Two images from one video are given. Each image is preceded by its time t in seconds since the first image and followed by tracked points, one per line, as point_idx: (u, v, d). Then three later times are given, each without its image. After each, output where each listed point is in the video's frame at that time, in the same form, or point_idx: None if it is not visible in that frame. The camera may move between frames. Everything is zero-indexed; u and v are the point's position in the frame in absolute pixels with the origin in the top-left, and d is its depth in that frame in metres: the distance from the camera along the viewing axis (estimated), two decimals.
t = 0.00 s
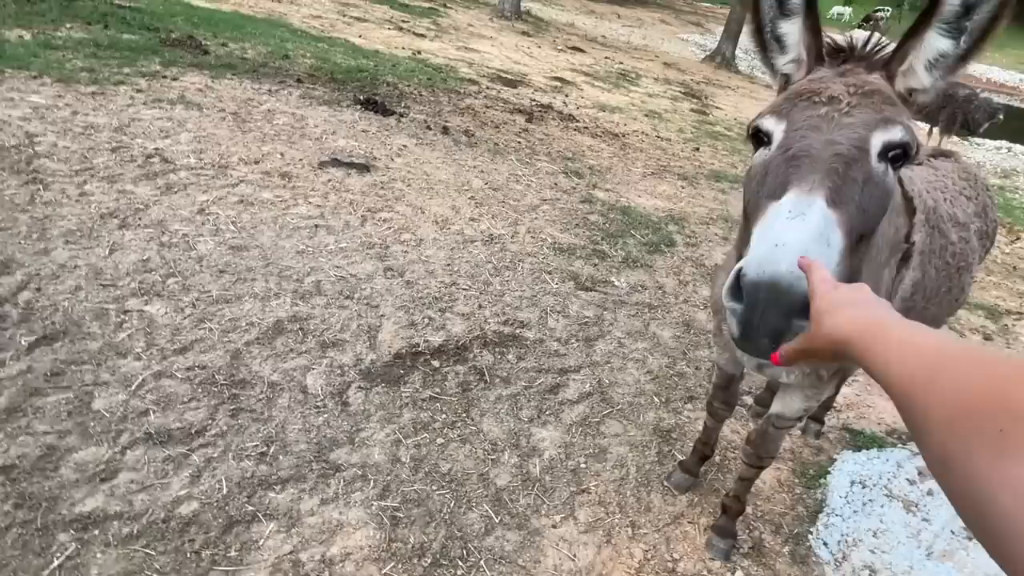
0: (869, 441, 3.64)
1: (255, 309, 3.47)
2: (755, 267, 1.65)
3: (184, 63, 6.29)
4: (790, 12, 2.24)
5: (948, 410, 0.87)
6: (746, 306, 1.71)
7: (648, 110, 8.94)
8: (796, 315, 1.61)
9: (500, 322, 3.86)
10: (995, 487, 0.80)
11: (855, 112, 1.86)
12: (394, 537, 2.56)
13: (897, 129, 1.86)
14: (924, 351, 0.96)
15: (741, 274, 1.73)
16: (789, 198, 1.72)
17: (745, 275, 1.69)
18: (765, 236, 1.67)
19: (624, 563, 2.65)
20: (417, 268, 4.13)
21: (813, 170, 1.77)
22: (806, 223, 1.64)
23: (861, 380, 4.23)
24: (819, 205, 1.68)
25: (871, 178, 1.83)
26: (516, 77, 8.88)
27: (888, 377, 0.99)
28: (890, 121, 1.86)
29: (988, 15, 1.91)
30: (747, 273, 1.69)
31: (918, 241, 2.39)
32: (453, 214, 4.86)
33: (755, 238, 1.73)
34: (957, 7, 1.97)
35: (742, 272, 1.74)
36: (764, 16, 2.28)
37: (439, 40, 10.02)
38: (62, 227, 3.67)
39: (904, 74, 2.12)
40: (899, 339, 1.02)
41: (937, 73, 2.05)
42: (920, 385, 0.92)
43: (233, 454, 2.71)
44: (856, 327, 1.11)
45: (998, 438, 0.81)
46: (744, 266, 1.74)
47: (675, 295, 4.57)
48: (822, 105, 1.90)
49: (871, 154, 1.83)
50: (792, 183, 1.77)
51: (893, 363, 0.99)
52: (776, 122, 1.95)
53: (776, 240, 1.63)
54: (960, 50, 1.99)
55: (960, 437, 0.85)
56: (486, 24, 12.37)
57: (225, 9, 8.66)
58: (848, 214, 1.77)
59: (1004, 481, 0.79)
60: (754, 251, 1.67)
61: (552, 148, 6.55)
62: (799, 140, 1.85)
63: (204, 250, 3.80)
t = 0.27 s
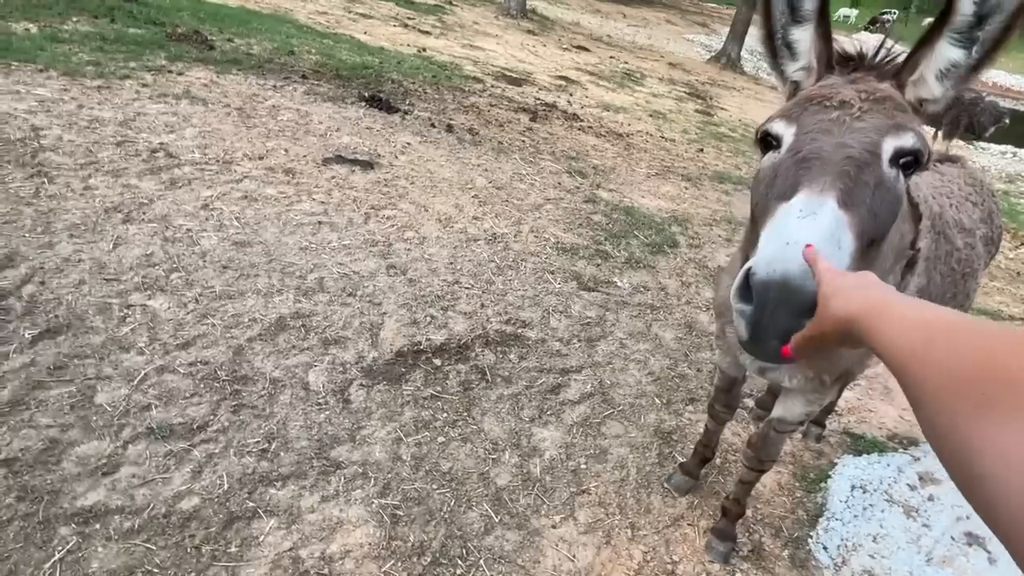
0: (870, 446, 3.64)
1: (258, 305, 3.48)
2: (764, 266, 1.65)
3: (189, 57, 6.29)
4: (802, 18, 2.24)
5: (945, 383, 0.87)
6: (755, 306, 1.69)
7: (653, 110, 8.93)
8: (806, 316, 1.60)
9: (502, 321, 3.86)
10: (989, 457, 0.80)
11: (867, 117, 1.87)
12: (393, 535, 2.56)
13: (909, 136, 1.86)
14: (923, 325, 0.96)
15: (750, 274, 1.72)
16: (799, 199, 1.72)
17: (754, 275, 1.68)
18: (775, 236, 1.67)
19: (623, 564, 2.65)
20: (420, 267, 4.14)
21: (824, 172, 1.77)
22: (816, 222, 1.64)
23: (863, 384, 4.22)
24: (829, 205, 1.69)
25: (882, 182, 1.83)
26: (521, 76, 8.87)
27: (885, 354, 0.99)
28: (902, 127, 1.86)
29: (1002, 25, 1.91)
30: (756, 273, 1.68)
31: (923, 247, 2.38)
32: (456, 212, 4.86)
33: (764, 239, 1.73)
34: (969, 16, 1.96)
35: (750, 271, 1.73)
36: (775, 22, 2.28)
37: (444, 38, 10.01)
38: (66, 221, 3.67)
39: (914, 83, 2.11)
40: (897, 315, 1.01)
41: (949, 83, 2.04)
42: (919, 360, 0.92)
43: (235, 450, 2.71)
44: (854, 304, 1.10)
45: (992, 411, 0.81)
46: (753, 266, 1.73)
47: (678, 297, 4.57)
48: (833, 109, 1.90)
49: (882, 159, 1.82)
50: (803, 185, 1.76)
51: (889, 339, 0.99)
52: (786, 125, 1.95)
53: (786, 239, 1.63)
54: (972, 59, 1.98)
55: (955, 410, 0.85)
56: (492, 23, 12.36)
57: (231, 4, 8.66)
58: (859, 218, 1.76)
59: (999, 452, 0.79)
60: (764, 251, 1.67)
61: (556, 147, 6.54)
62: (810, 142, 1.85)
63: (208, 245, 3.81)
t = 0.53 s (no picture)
0: (871, 450, 3.63)
1: (261, 302, 3.48)
2: (764, 278, 1.61)
3: (195, 54, 6.30)
4: (805, 24, 2.25)
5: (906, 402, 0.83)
6: (752, 319, 1.65)
7: (657, 111, 8.92)
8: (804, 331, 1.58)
9: (504, 321, 3.86)
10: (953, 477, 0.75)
11: (871, 126, 1.86)
12: (394, 533, 2.56)
13: (913, 145, 1.84)
14: (891, 348, 0.93)
15: (749, 286, 1.68)
16: (799, 211, 1.72)
17: (753, 287, 1.65)
18: (775, 249, 1.65)
19: (623, 566, 2.65)
20: (423, 265, 4.14)
21: (825, 184, 1.77)
22: (817, 238, 1.63)
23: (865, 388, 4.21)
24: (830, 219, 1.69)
25: (885, 192, 1.83)
26: (526, 76, 8.86)
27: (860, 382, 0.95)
28: (906, 136, 1.85)
29: (1010, 32, 1.91)
30: (755, 285, 1.64)
31: (928, 253, 2.38)
32: (460, 211, 4.86)
33: (763, 252, 1.70)
34: (978, 22, 1.96)
35: (749, 283, 1.70)
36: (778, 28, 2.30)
37: (449, 36, 10.00)
38: (70, 216, 3.68)
39: (921, 88, 2.11)
40: (868, 340, 0.98)
41: (955, 88, 2.04)
42: (884, 382, 0.88)
43: (236, 447, 2.71)
44: (831, 334, 1.08)
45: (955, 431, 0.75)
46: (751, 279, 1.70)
47: (680, 298, 4.56)
48: (837, 118, 1.89)
49: (885, 169, 1.82)
50: (804, 197, 1.77)
51: (861, 365, 0.95)
52: (789, 133, 1.95)
53: (787, 253, 1.61)
54: (979, 65, 1.97)
55: (916, 429, 0.80)
56: (497, 22, 12.35)
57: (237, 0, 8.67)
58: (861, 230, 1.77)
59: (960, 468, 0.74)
60: (763, 264, 1.64)
61: (560, 147, 6.54)
62: (813, 152, 1.84)
63: (212, 242, 3.81)
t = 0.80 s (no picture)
0: (870, 452, 3.63)
1: (260, 299, 3.48)
2: (764, 284, 1.63)
3: (197, 51, 6.30)
4: (815, 16, 2.24)
5: (915, 396, 0.82)
6: (754, 323, 1.68)
7: (658, 112, 8.91)
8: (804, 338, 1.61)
9: (503, 320, 3.86)
10: (957, 469, 0.74)
11: (875, 126, 1.84)
12: (391, 532, 2.56)
13: (918, 145, 1.83)
14: (901, 345, 0.92)
15: (750, 290, 1.70)
16: (801, 216, 1.73)
17: (754, 292, 1.67)
18: (776, 255, 1.66)
19: (620, 566, 2.65)
20: (423, 264, 4.13)
21: (828, 187, 1.77)
22: (818, 244, 1.64)
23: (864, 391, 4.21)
24: (830, 224, 1.69)
25: (888, 194, 1.83)
26: (528, 75, 8.86)
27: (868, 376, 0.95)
28: (912, 135, 1.83)
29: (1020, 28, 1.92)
30: (755, 290, 1.66)
31: (930, 255, 2.38)
32: (460, 210, 4.86)
33: (764, 257, 1.72)
34: (989, 17, 1.96)
35: (750, 287, 1.72)
36: (788, 19, 2.28)
37: (451, 35, 9.99)
38: (71, 211, 3.68)
39: (929, 82, 2.10)
40: (879, 338, 0.98)
41: (963, 84, 2.04)
42: (894, 378, 0.88)
43: (234, 444, 2.72)
44: (843, 332, 1.08)
45: (956, 424, 0.75)
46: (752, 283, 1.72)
47: (680, 299, 4.56)
48: (843, 116, 1.88)
49: (889, 170, 1.82)
50: (807, 200, 1.77)
51: (870, 360, 0.96)
52: (795, 132, 1.94)
53: (788, 260, 1.62)
54: (989, 61, 1.98)
55: (922, 423, 0.80)
56: (499, 21, 12.35)
57: None
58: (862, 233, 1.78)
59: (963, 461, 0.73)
60: (764, 270, 1.66)
61: (561, 147, 6.54)
62: (817, 154, 1.84)
63: (212, 239, 3.81)
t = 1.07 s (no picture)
0: (866, 454, 3.64)
1: (258, 299, 3.47)
2: (765, 286, 1.63)
3: (195, 49, 6.29)
4: (814, 17, 2.24)
5: (905, 414, 0.86)
6: (753, 325, 1.68)
7: (656, 113, 8.92)
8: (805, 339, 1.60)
9: (501, 321, 3.86)
10: (948, 487, 0.77)
11: (875, 127, 1.85)
12: (388, 532, 2.56)
13: (916, 147, 1.84)
14: (892, 362, 0.95)
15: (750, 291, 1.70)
16: (801, 216, 1.73)
17: (754, 293, 1.66)
18: (776, 256, 1.66)
19: (617, 567, 2.65)
20: (421, 264, 4.13)
21: (828, 188, 1.77)
22: (818, 245, 1.64)
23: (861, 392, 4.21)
24: (830, 225, 1.69)
25: (886, 195, 1.83)
26: (527, 76, 8.86)
27: (858, 392, 0.99)
28: (911, 137, 1.84)
29: (1018, 31, 1.91)
30: (755, 292, 1.66)
31: (927, 258, 2.39)
32: (458, 210, 4.86)
33: (764, 258, 1.72)
34: (987, 20, 1.95)
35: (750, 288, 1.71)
36: (787, 21, 2.29)
37: (450, 35, 9.99)
38: (68, 210, 3.67)
39: (927, 85, 2.12)
40: (867, 353, 1.01)
41: (962, 87, 2.06)
42: (883, 396, 0.91)
43: (231, 444, 2.71)
44: (832, 347, 1.11)
45: (947, 443, 0.79)
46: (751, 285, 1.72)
47: (677, 300, 4.56)
48: (842, 118, 1.88)
49: (888, 172, 1.82)
50: (806, 200, 1.77)
51: (860, 376, 0.99)
52: (794, 133, 1.94)
53: (788, 261, 1.62)
54: (987, 64, 1.99)
55: (913, 440, 0.83)
56: (498, 21, 12.35)
57: None
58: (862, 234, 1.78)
59: (957, 480, 0.77)
60: (765, 271, 1.66)
61: (559, 147, 6.54)
62: (817, 154, 1.84)
63: (209, 238, 3.81)
